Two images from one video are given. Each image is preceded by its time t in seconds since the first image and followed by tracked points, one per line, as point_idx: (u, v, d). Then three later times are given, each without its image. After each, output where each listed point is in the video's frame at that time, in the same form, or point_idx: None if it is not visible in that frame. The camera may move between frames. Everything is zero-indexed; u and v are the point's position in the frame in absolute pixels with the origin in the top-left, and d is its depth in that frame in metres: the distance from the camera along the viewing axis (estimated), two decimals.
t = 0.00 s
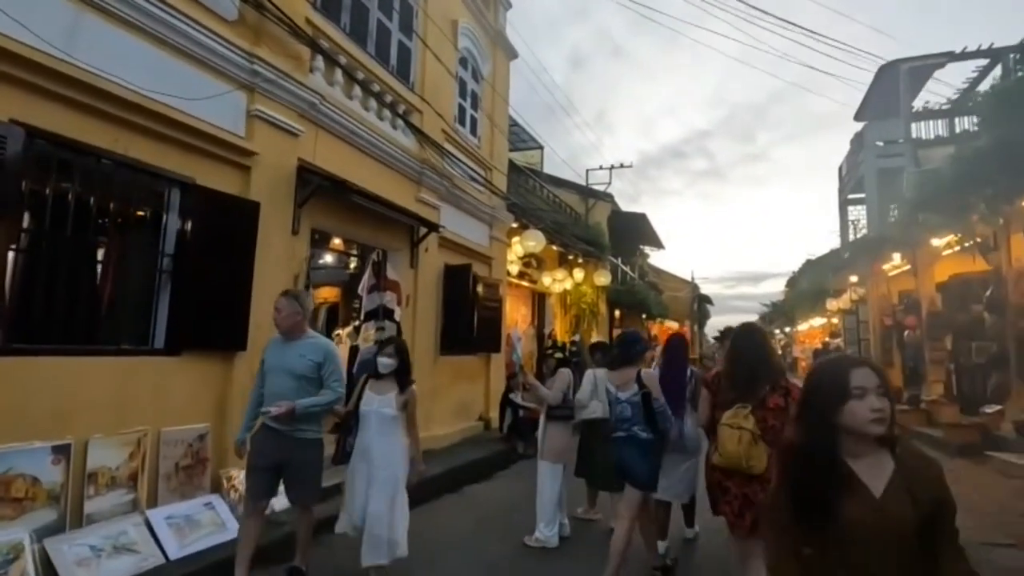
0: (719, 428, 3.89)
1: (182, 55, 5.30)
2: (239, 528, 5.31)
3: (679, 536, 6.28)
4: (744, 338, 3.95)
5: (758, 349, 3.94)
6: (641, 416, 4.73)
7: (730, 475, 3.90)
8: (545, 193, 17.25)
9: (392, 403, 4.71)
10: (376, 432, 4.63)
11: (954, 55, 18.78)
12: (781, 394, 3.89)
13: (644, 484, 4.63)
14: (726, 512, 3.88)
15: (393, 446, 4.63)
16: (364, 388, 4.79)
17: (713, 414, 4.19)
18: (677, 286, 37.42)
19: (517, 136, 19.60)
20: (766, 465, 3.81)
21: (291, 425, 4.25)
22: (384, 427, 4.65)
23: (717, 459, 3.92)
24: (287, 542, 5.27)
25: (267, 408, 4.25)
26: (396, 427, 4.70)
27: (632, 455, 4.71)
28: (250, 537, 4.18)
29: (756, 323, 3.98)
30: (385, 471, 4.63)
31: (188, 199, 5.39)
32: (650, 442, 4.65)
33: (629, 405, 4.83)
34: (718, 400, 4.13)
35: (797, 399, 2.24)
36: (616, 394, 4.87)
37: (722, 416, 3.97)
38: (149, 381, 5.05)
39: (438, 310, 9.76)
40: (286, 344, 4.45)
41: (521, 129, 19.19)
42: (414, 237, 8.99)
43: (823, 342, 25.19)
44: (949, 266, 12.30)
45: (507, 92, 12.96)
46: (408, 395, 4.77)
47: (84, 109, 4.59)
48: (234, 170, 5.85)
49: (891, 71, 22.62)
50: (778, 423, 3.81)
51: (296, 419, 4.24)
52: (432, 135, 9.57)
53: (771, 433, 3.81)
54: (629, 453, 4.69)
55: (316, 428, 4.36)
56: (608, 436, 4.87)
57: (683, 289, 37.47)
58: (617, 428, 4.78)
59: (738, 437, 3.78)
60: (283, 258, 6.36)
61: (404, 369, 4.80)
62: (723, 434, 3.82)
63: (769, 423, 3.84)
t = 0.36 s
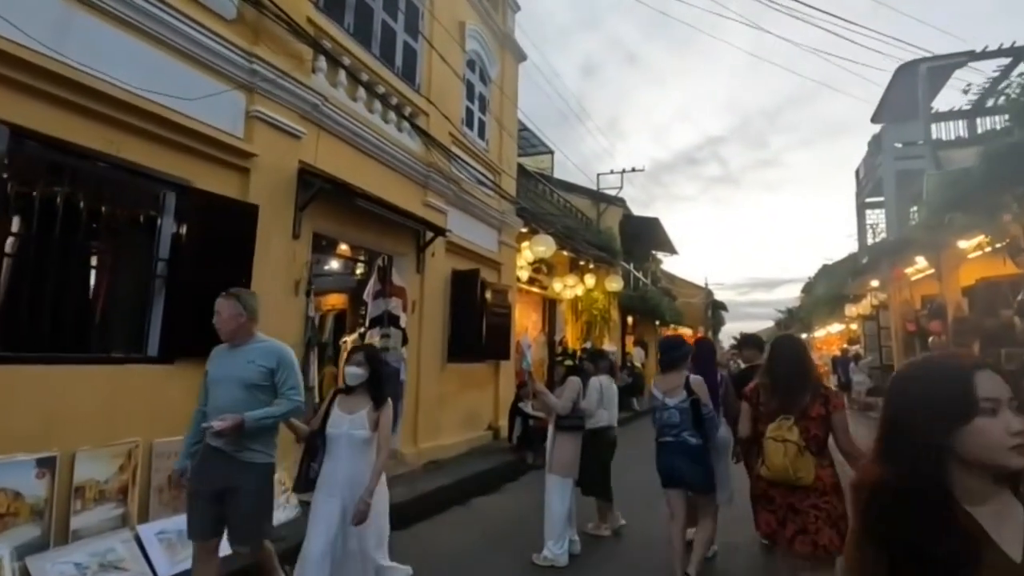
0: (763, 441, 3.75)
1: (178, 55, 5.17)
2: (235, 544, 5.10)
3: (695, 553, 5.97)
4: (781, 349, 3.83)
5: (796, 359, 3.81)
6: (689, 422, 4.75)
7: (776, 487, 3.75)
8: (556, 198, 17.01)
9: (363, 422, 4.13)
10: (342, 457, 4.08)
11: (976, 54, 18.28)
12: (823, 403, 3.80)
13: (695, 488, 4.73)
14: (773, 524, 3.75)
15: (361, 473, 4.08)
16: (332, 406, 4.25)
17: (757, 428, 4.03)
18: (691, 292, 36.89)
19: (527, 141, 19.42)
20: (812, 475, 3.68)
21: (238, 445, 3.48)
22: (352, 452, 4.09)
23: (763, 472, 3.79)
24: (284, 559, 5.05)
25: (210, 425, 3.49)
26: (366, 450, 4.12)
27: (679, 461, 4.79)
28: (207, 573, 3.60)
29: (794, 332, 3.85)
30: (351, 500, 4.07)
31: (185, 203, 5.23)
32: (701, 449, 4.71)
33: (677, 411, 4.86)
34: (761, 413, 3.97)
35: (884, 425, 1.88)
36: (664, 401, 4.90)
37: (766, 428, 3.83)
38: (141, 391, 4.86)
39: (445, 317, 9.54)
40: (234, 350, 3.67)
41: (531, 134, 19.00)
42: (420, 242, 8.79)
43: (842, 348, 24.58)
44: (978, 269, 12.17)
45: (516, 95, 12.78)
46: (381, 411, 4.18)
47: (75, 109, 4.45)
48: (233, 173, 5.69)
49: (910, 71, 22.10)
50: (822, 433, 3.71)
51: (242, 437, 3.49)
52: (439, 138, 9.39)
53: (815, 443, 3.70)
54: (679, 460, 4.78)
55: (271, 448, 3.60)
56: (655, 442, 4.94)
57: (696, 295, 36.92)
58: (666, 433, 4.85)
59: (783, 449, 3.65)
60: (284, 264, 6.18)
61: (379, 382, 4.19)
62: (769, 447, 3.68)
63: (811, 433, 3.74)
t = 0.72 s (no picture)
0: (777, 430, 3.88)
1: (158, 40, 5.01)
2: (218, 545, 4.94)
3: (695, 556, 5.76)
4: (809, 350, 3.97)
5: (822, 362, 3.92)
6: (729, 423, 4.88)
7: (791, 475, 3.86)
8: (558, 194, 16.79)
9: (291, 420, 3.32)
10: (266, 462, 3.28)
11: (986, 47, 17.92)
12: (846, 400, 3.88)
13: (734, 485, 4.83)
14: (784, 513, 3.83)
15: (286, 481, 3.27)
16: (257, 400, 3.44)
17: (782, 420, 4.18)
18: (697, 290, 36.52)
19: (529, 137, 19.20)
20: (827, 468, 3.77)
21: (148, 453, 3.01)
22: (275, 455, 3.28)
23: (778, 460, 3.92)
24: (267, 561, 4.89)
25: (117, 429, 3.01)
26: (297, 453, 3.33)
27: (719, 457, 4.87)
28: None
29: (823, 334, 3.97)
30: (274, 516, 3.24)
31: (166, 193, 5.06)
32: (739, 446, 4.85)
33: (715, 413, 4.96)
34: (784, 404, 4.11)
35: None
36: (702, 403, 4.98)
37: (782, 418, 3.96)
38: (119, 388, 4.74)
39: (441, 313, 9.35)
40: (153, 343, 3.18)
41: (532, 129, 18.78)
42: (415, 236, 8.59)
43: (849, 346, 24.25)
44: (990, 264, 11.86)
45: (516, 88, 12.56)
46: (313, 405, 3.37)
47: (48, 95, 4.30)
48: (217, 163, 5.52)
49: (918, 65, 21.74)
50: (840, 427, 3.81)
51: (150, 447, 3.01)
52: (435, 130, 9.20)
53: (833, 437, 3.80)
54: (719, 456, 4.84)
55: (192, 456, 3.10)
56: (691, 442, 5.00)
57: (701, 293, 36.62)
58: (705, 434, 4.89)
59: (795, 439, 3.78)
60: (270, 256, 6.00)
61: (308, 375, 3.38)
62: (783, 436, 3.82)
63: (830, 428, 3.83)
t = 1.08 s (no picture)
0: (822, 434, 4.21)
1: (128, 31, 4.79)
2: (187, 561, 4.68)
3: (692, 569, 5.51)
4: (840, 351, 4.30)
5: (854, 362, 4.28)
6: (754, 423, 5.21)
7: (833, 478, 4.21)
8: (557, 195, 16.56)
9: (189, 452, 2.82)
10: (156, 505, 2.79)
11: (990, 46, 17.69)
12: (881, 404, 4.24)
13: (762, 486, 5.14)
14: (829, 513, 4.19)
15: (179, 529, 2.76)
16: (154, 426, 2.95)
17: (811, 420, 4.46)
18: (699, 292, 36.23)
19: (527, 137, 18.99)
20: (868, 470, 4.15)
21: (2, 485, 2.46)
22: (170, 494, 2.79)
23: (820, 464, 4.25)
24: None
25: None
26: (192, 491, 2.80)
27: (744, 456, 5.20)
28: None
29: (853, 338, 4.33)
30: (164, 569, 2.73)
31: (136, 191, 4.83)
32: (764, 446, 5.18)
33: (741, 413, 5.30)
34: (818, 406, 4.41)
35: None
36: (729, 404, 5.32)
37: (825, 422, 4.29)
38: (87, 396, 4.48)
39: (432, 316, 9.11)
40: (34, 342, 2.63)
41: (530, 129, 18.57)
42: (406, 237, 8.36)
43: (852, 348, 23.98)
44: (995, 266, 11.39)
45: (512, 87, 12.35)
46: (222, 436, 2.86)
47: (7, 87, 4.08)
48: (193, 160, 5.31)
49: (921, 64, 21.49)
50: (877, 430, 4.19)
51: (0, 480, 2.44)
52: (426, 128, 8.99)
53: (872, 439, 4.18)
54: (746, 456, 5.17)
55: (57, 488, 2.53)
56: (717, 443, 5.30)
57: (703, 295, 36.39)
58: (731, 435, 5.24)
59: (844, 443, 4.12)
60: (249, 257, 5.78)
61: (215, 400, 2.87)
62: (830, 440, 4.16)
63: (867, 430, 4.21)
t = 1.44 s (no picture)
0: (836, 432, 4.21)
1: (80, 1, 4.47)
2: (147, 568, 4.37)
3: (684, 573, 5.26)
4: (845, 347, 4.36)
5: (859, 358, 4.34)
6: (757, 414, 5.51)
7: (843, 475, 4.26)
8: (548, 188, 16.29)
9: None
10: None
11: (983, 39, 17.54)
12: (886, 400, 4.34)
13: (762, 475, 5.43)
14: (840, 508, 4.25)
15: None
16: None
17: (820, 417, 4.51)
18: (692, 288, 36.07)
19: (518, 129, 18.67)
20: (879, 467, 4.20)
21: None
22: None
23: (835, 461, 4.26)
24: None
25: None
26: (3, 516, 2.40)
27: (748, 447, 5.48)
28: None
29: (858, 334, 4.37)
30: None
31: (89, 173, 4.50)
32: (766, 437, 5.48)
33: (744, 404, 5.62)
34: (827, 403, 4.47)
35: None
36: (733, 396, 5.63)
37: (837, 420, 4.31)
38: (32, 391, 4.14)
39: (417, 310, 8.82)
40: None
41: (521, 122, 18.26)
42: (388, 227, 8.05)
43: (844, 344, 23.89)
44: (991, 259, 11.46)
45: (501, 75, 12.04)
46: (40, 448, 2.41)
47: None
48: (153, 142, 4.98)
49: (915, 58, 21.34)
50: (885, 425, 4.27)
51: None
52: (410, 115, 8.68)
53: (881, 434, 4.25)
54: (749, 446, 5.46)
55: None
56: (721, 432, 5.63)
57: (696, 291, 36.28)
58: (735, 425, 5.54)
59: (858, 440, 4.13)
60: (217, 245, 5.45)
61: (41, 397, 2.43)
62: (845, 439, 4.16)
63: (875, 425, 4.29)
